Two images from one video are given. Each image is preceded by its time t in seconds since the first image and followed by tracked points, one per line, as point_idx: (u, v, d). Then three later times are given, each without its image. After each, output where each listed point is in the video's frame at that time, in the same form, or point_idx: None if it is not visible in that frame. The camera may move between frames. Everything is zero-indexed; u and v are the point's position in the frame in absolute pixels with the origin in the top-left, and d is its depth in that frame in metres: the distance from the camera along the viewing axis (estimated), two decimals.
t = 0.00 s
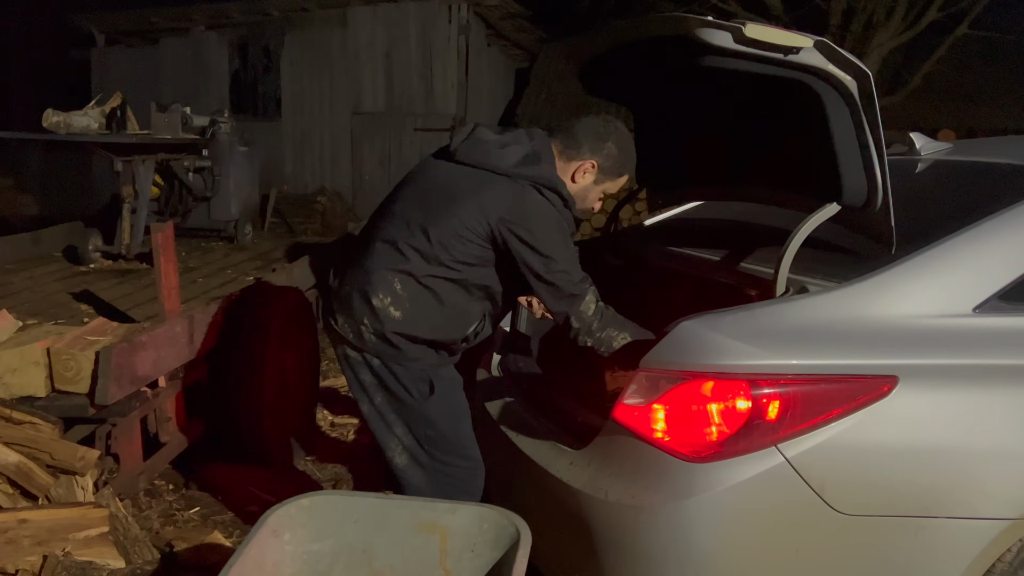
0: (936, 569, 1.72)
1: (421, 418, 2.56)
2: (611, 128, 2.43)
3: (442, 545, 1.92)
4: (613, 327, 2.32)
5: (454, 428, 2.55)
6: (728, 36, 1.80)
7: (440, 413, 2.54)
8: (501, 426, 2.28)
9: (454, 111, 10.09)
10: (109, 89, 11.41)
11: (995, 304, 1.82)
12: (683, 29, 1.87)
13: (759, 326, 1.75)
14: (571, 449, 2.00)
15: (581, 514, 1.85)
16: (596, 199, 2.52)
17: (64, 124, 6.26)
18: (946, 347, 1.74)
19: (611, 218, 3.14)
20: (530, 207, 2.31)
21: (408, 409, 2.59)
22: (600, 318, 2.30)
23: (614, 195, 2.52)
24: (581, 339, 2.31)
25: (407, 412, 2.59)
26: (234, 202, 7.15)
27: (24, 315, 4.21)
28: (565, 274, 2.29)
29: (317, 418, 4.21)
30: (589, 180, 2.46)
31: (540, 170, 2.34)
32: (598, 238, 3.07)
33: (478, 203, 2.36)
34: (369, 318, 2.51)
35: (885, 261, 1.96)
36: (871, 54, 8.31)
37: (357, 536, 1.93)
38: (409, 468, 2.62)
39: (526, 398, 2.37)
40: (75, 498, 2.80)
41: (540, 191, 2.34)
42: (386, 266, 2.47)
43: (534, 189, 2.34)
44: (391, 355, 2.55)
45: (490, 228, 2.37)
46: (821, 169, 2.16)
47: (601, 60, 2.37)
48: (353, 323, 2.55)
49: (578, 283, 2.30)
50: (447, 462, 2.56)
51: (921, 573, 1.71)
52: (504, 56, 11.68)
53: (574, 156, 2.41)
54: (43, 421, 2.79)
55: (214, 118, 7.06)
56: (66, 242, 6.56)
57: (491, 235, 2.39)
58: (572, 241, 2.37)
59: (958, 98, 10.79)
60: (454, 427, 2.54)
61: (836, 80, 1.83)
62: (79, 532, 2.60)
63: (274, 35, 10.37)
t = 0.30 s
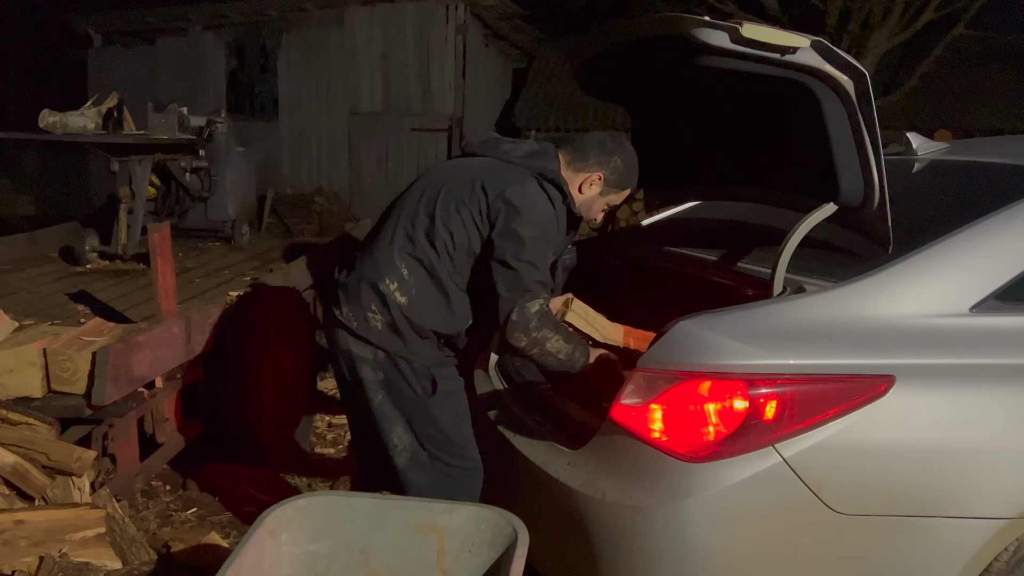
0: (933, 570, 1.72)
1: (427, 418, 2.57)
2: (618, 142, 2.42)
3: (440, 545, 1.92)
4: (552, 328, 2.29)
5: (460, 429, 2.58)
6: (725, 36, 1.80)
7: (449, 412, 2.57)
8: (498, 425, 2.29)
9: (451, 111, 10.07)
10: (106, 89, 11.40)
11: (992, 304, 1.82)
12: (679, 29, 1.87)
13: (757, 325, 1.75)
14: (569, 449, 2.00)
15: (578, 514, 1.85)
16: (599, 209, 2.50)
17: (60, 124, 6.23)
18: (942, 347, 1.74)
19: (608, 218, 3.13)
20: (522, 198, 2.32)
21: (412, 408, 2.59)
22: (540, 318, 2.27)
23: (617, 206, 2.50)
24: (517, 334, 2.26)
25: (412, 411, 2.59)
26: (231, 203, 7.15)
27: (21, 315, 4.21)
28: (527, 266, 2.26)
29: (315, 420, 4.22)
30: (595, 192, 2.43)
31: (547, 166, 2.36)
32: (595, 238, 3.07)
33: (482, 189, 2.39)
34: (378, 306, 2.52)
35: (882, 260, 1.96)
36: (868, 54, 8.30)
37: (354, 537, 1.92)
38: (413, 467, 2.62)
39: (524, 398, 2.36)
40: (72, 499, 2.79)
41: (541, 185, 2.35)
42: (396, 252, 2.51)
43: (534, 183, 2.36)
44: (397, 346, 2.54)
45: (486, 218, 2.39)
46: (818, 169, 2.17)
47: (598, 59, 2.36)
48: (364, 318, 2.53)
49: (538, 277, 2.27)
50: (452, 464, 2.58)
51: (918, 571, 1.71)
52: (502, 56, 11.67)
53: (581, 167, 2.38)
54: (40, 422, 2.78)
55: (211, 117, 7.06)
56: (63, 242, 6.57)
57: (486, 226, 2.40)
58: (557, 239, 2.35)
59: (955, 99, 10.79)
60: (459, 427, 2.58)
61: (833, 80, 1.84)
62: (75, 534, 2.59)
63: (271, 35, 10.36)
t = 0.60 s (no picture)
0: (931, 569, 1.72)
1: (411, 415, 2.57)
2: (617, 157, 2.33)
3: (438, 545, 1.92)
4: (488, 313, 2.10)
5: (446, 427, 2.57)
6: (722, 37, 1.80)
7: (434, 410, 2.55)
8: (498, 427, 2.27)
9: (449, 111, 10.12)
10: (103, 90, 11.37)
11: (988, 304, 1.82)
12: (678, 29, 1.87)
13: (754, 325, 1.76)
14: (567, 449, 2.00)
15: (577, 514, 1.85)
16: (597, 225, 2.41)
17: (59, 125, 6.29)
18: (941, 347, 1.74)
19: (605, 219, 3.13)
20: (501, 191, 2.25)
21: (397, 403, 2.59)
22: (477, 298, 2.09)
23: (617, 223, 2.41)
24: (449, 306, 2.09)
25: (396, 408, 2.59)
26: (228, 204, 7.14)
27: (18, 316, 4.20)
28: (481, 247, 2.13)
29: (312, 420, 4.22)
30: (592, 206, 2.34)
31: (534, 169, 2.30)
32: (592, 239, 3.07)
33: (470, 186, 2.36)
34: (364, 297, 2.51)
35: (879, 261, 1.97)
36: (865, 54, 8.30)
37: (353, 537, 1.93)
38: (399, 463, 2.62)
39: (523, 400, 2.35)
40: (69, 500, 2.74)
41: (524, 184, 2.28)
42: (388, 245, 2.52)
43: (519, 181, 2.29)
44: (383, 339, 2.54)
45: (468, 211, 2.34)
46: (815, 169, 2.17)
47: (596, 59, 2.36)
48: (349, 314, 2.54)
49: (492, 260, 2.13)
50: (439, 460, 2.58)
51: (916, 571, 1.72)
52: (500, 56, 11.66)
53: (578, 180, 2.30)
54: (38, 422, 2.77)
55: (208, 118, 7.05)
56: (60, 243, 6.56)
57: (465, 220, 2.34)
58: (528, 238, 2.23)
59: (952, 99, 10.80)
60: (446, 424, 2.57)
61: (831, 80, 1.84)
62: (73, 535, 2.59)
63: (268, 35, 10.35)
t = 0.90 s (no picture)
0: (929, 570, 1.73)
1: (403, 417, 2.57)
2: (615, 158, 2.31)
3: (437, 546, 1.92)
4: (462, 304, 2.09)
5: (439, 429, 2.57)
6: (719, 37, 1.80)
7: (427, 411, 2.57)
8: (496, 427, 2.27)
9: (448, 111, 10.12)
10: (101, 90, 11.38)
11: (986, 304, 1.83)
12: (675, 30, 1.87)
13: (752, 326, 1.76)
14: (565, 450, 2.00)
15: (575, 514, 1.85)
16: (597, 229, 2.35)
17: (56, 125, 6.28)
18: (939, 347, 1.75)
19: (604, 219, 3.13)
20: (490, 188, 2.25)
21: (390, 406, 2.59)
22: (453, 288, 2.09)
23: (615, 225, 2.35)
24: (424, 292, 2.09)
25: (389, 411, 2.59)
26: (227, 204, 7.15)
27: (16, 317, 4.21)
28: (463, 240, 2.14)
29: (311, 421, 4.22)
30: (590, 208, 2.30)
31: (527, 169, 2.29)
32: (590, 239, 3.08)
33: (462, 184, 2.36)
34: (355, 297, 2.54)
35: (877, 261, 1.97)
36: (863, 55, 8.31)
37: (351, 538, 1.93)
38: (393, 466, 2.60)
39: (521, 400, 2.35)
40: (69, 502, 2.76)
41: (515, 183, 2.27)
42: (381, 245, 2.54)
43: (510, 181, 2.29)
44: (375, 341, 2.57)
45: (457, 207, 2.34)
46: (812, 170, 2.17)
47: (593, 59, 2.36)
48: (342, 314, 2.56)
49: (471, 253, 2.13)
50: (434, 464, 2.58)
51: (914, 571, 1.72)
52: (498, 57, 11.67)
53: (574, 182, 2.27)
54: (36, 424, 2.76)
55: (207, 119, 7.04)
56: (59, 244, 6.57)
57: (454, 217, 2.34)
58: (513, 237, 2.22)
59: (950, 99, 10.82)
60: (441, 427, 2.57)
61: (828, 81, 1.84)
62: (72, 536, 2.59)
63: (267, 36, 10.36)
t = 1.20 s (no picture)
0: (927, 569, 1.73)
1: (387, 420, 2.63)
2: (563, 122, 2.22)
3: (435, 547, 1.93)
4: (375, 290, 2.07)
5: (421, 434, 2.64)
6: (718, 38, 1.81)
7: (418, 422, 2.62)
8: (494, 427, 2.28)
9: (448, 113, 10.04)
10: (101, 91, 11.40)
11: (984, 305, 1.83)
12: (674, 31, 1.88)
13: (750, 327, 1.76)
14: (563, 451, 2.00)
15: (575, 515, 1.85)
16: (537, 188, 2.22)
17: (56, 126, 6.29)
18: (938, 347, 1.75)
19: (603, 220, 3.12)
20: (419, 172, 2.23)
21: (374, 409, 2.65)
22: (367, 272, 2.08)
23: (550, 179, 2.19)
24: (339, 275, 2.10)
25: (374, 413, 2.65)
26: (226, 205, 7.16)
27: (16, 317, 4.21)
28: (382, 224, 2.13)
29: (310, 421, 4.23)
30: (526, 162, 2.22)
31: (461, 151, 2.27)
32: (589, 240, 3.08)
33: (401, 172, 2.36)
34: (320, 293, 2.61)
35: (876, 262, 1.97)
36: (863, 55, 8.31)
37: (350, 539, 1.93)
38: (379, 466, 2.68)
39: (520, 400, 2.36)
40: (68, 503, 2.78)
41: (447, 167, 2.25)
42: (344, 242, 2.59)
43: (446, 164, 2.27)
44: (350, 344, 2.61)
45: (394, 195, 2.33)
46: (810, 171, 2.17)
47: (593, 59, 2.37)
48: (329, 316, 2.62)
49: (389, 236, 2.12)
50: (418, 464, 2.66)
51: (912, 571, 1.72)
52: (498, 57, 11.68)
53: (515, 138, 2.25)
54: (36, 425, 2.78)
55: (207, 119, 7.04)
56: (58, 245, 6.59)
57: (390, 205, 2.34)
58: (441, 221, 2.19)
59: (949, 100, 10.82)
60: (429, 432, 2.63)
61: (826, 82, 1.84)
62: (71, 536, 2.59)
63: (267, 36, 10.39)
